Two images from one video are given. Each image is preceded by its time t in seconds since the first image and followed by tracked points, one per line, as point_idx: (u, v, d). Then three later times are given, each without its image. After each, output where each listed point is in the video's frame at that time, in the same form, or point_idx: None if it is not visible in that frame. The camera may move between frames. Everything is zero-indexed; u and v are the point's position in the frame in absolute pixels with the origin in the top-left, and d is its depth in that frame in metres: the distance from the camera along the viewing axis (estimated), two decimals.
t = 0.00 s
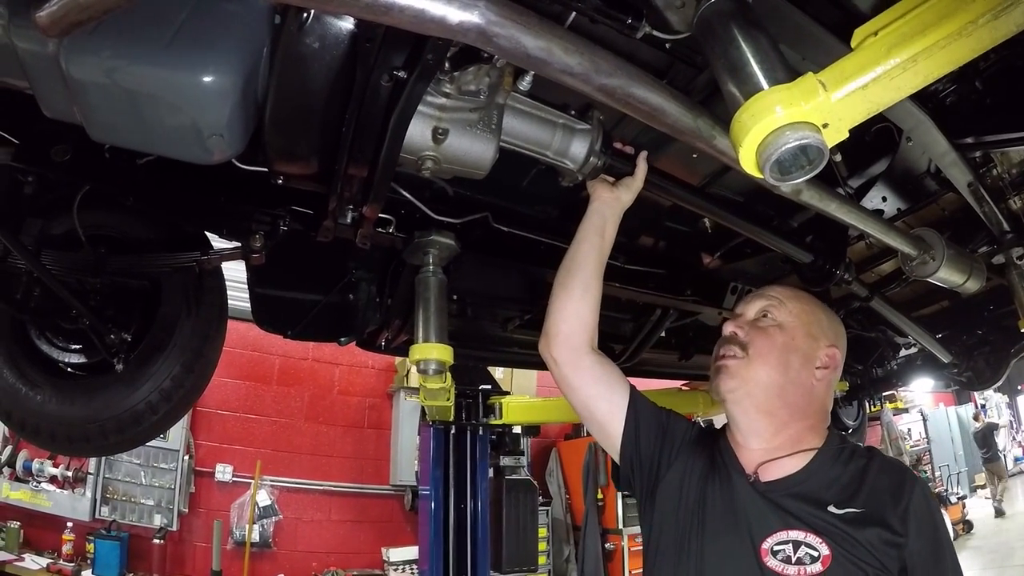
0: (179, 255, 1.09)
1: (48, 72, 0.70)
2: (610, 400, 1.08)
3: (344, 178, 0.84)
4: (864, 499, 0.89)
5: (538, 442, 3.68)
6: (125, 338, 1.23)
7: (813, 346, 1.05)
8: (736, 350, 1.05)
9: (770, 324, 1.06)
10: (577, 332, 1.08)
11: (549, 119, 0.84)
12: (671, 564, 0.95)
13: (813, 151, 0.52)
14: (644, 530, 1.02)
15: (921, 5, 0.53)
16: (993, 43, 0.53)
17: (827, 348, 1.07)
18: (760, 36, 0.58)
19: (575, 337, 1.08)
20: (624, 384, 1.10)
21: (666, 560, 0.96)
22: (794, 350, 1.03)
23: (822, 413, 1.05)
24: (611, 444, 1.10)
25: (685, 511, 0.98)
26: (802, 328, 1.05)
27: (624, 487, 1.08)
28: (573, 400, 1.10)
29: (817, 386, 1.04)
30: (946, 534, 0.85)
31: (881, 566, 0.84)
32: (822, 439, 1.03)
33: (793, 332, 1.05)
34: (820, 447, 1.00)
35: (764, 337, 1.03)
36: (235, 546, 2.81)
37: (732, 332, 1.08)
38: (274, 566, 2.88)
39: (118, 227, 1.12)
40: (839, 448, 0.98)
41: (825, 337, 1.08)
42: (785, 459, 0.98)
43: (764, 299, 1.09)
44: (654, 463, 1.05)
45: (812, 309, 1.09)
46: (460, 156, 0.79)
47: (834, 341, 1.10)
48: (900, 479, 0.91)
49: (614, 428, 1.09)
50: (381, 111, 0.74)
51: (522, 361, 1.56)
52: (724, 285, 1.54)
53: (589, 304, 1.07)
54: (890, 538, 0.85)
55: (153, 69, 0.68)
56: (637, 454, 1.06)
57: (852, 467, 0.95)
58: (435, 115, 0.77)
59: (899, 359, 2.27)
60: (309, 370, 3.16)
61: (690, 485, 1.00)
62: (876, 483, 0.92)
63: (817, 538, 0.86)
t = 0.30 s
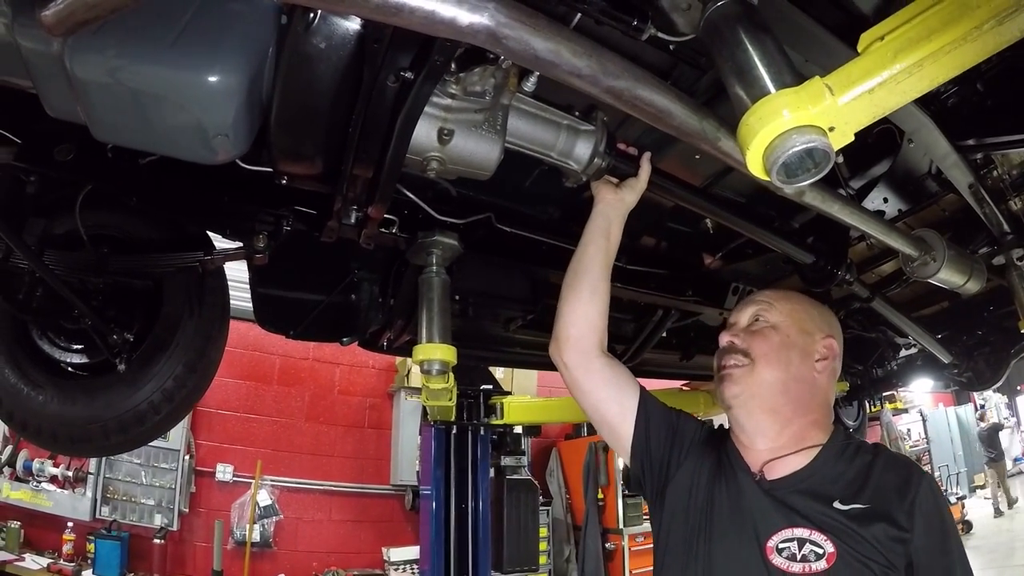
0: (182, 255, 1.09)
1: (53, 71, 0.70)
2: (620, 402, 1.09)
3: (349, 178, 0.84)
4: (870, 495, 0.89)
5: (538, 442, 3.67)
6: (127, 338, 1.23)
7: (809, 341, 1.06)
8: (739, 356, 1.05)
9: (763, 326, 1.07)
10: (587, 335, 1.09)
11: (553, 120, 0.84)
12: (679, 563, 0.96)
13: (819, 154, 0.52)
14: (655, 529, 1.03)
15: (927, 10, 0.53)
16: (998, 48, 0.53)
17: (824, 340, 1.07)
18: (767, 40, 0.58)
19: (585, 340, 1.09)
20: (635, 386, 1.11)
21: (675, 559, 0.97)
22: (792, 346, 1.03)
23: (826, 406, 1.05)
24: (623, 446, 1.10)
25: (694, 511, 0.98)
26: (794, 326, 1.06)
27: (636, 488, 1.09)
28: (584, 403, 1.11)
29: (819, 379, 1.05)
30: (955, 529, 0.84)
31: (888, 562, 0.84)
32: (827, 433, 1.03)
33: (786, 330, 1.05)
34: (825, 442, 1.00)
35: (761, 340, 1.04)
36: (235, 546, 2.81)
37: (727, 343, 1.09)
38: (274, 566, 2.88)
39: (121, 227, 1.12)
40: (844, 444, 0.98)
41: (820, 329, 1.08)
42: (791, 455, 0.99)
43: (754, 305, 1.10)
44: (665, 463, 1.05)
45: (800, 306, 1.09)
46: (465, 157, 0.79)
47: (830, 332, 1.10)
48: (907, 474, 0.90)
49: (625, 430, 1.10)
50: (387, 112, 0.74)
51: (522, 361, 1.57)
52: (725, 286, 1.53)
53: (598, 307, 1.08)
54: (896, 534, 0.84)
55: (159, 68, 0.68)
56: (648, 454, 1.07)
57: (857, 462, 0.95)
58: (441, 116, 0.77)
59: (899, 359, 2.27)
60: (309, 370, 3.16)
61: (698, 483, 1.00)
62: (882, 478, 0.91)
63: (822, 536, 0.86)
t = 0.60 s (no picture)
0: (186, 257, 1.09)
1: (58, 75, 0.70)
2: (629, 407, 1.10)
3: (353, 182, 0.85)
4: (876, 493, 0.90)
5: (539, 442, 3.68)
6: (130, 340, 1.23)
7: (810, 340, 1.07)
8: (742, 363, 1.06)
9: (763, 329, 1.08)
10: (595, 342, 1.11)
11: (556, 124, 0.85)
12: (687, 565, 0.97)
13: (823, 163, 0.52)
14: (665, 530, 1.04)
15: (931, 22, 0.54)
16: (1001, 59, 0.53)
17: (823, 337, 1.08)
18: (772, 48, 0.58)
19: (594, 347, 1.10)
20: (644, 390, 1.12)
21: (683, 561, 0.98)
22: (793, 347, 1.04)
23: (830, 403, 1.05)
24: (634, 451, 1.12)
25: (704, 513, 0.99)
26: (794, 328, 1.07)
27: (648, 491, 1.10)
28: (595, 408, 1.13)
29: (821, 376, 1.05)
30: (962, 527, 0.83)
31: (894, 560, 0.84)
32: (833, 432, 1.03)
33: (787, 332, 1.06)
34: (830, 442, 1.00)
35: (761, 344, 1.05)
36: (236, 546, 2.81)
37: (728, 350, 1.09)
38: (274, 567, 2.88)
39: (124, 230, 1.13)
40: (849, 442, 0.98)
41: (820, 327, 1.09)
42: (797, 456, 0.99)
43: (754, 309, 1.11)
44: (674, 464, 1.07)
45: (799, 306, 1.10)
46: (470, 161, 0.80)
47: (829, 327, 1.11)
48: (914, 471, 0.90)
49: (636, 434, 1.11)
50: (393, 117, 0.75)
51: (522, 362, 1.57)
52: (725, 287, 1.53)
53: (606, 314, 1.09)
54: (902, 530, 0.85)
55: (165, 72, 0.68)
56: (658, 459, 1.07)
57: (863, 461, 0.96)
58: (445, 119, 0.77)
59: (898, 360, 2.28)
60: (310, 370, 3.17)
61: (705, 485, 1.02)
62: (889, 476, 0.91)
63: (827, 534, 0.87)
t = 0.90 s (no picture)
0: (188, 256, 1.09)
1: (62, 72, 0.70)
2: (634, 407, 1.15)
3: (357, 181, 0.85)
4: (882, 491, 0.90)
5: (539, 442, 3.68)
6: (132, 339, 1.23)
7: (823, 341, 1.06)
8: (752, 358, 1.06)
9: (778, 327, 1.07)
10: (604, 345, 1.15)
11: (560, 124, 0.85)
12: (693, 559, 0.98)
13: (829, 165, 0.52)
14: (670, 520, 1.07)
15: (937, 27, 0.54)
16: (1006, 62, 0.54)
17: (836, 339, 1.08)
18: (779, 51, 0.58)
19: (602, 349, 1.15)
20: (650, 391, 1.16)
21: (690, 555, 0.99)
22: (806, 347, 1.04)
23: (839, 403, 1.05)
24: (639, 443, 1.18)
25: (711, 509, 1.00)
26: (808, 328, 1.07)
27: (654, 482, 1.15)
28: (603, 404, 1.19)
29: (832, 376, 1.05)
30: (968, 527, 0.84)
31: (900, 557, 0.84)
32: (841, 431, 1.03)
33: (801, 331, 1.06)
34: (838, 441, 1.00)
35: (775, 342, 1.04)
36: (236, 546, 2.81)
37: (744, 343, 1.09)
38: (274, 566, 2.88)
39: (126, 228, 1.13)
40: (858, 441, 0.98)
41: (833, 328, 1.09)
42: (804, 455, 0.99)
43: (769, 306, 1.11)
44: (682, 458, 1.09)
45: (814, 305, 1.10)
46: (474, 161, 0.80)
47: (842, 329, 1.11)
48: (920, 471, 0.90)
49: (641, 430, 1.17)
50: (398, 117, 0.75)
51: (524, 362, 1.58)
52: (726, 287, 1.54)
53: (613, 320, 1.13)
54: (907, 528, 0.85)
55: (170, 70, 0.68)
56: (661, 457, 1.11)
57: (870, 460, 0.96)
58: (451, 120, 0.77)
59: (898, 361, 2.28)
60: (310, 370, 3.17)
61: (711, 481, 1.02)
62: (896, 474, 0.92)
63: (833, 530, 0.87)
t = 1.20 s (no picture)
0: (191, 255, 1.09)
1: (66, 69, 0.70)
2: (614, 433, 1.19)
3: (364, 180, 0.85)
4: (883, 489, 0.90)
5: (539, 442, 3.68)
6: (134, 338, 1.23)
7: (831, 343, 1.07)
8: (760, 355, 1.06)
9: (787, 325, 1.08)
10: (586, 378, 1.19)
11: (566, 124, 0.85)
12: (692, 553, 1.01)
13: (837, 166, 0.53)
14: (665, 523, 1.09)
15: (942, 31, 0.54)
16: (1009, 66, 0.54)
17: (842, 342, 1.08)
18: (787, 52, 0.58)
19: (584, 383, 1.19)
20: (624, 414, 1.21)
21: (690, 550, 1.01)
22: (813, 347, 1.04)
23: (842, 405, 1.06)
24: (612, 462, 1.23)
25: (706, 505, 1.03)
26: (817, 328, 1.07)
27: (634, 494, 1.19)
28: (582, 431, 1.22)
29: (836, 379, 1.06)
30: (968, 522, 0.83)
31: (901, 556, 0.85)
32: (842, 431, 1.04)
33: (810, 331, 1.06)
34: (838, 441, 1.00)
35: (784, 338, 1.04)
36: (236, 545, 2.81)
37: (751, 337, 1.09)
38: (274, 566, 2.88)
39: (129, 227, 1.13)
40: (859, 438, 0.98)
41: (841, 332, 1.10)
42: (806, 454, 0.99)
43: (780, 302, 1.11)
44: (672, 468, 1.13)
45: (824, 306, 1.10)
46: (481, 160, 0.80)
47: (848, 333, 1.11)
48: (921, 468, 0.90)
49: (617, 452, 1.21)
50: (405, 115, 0.75)
51: (526, 362, 1.58)
52: (727, 287, 1.55)
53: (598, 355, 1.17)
54: (908, 526, 0.85)
55: (176, 67, 0.68)
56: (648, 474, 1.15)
57: (872, 458, 0.96)
58: (457, 118, 0.78)
59: (898, 361, 2.29)
60: (310, 369, 3.17)
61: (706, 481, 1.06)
62: (897, 472, 0.92)
63: (833, 529, 0.87)
